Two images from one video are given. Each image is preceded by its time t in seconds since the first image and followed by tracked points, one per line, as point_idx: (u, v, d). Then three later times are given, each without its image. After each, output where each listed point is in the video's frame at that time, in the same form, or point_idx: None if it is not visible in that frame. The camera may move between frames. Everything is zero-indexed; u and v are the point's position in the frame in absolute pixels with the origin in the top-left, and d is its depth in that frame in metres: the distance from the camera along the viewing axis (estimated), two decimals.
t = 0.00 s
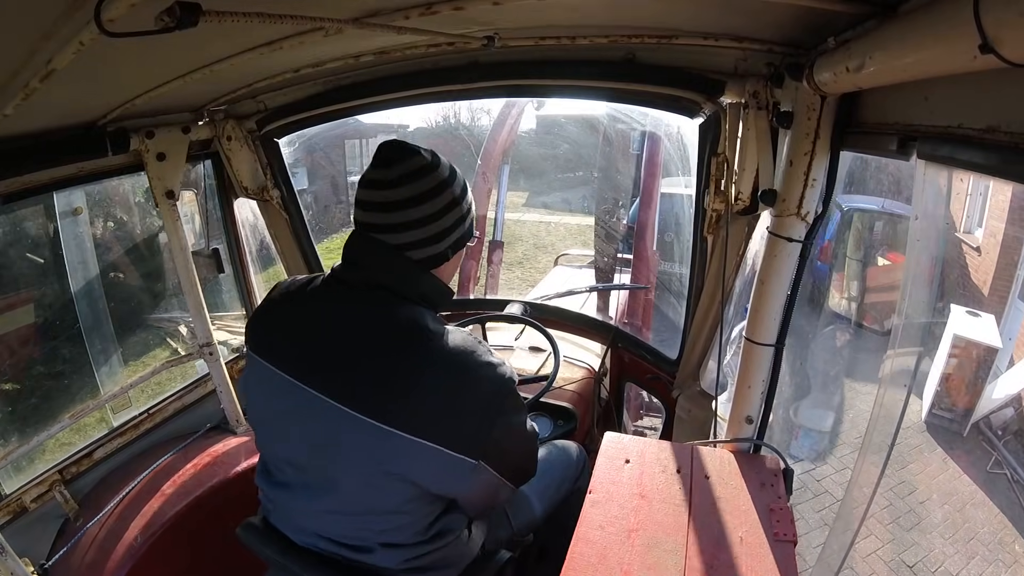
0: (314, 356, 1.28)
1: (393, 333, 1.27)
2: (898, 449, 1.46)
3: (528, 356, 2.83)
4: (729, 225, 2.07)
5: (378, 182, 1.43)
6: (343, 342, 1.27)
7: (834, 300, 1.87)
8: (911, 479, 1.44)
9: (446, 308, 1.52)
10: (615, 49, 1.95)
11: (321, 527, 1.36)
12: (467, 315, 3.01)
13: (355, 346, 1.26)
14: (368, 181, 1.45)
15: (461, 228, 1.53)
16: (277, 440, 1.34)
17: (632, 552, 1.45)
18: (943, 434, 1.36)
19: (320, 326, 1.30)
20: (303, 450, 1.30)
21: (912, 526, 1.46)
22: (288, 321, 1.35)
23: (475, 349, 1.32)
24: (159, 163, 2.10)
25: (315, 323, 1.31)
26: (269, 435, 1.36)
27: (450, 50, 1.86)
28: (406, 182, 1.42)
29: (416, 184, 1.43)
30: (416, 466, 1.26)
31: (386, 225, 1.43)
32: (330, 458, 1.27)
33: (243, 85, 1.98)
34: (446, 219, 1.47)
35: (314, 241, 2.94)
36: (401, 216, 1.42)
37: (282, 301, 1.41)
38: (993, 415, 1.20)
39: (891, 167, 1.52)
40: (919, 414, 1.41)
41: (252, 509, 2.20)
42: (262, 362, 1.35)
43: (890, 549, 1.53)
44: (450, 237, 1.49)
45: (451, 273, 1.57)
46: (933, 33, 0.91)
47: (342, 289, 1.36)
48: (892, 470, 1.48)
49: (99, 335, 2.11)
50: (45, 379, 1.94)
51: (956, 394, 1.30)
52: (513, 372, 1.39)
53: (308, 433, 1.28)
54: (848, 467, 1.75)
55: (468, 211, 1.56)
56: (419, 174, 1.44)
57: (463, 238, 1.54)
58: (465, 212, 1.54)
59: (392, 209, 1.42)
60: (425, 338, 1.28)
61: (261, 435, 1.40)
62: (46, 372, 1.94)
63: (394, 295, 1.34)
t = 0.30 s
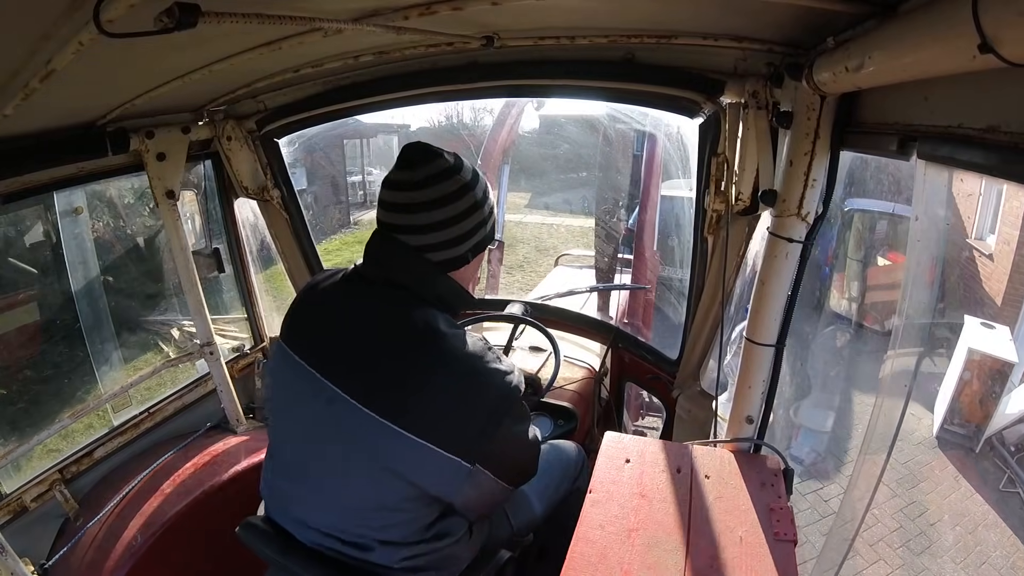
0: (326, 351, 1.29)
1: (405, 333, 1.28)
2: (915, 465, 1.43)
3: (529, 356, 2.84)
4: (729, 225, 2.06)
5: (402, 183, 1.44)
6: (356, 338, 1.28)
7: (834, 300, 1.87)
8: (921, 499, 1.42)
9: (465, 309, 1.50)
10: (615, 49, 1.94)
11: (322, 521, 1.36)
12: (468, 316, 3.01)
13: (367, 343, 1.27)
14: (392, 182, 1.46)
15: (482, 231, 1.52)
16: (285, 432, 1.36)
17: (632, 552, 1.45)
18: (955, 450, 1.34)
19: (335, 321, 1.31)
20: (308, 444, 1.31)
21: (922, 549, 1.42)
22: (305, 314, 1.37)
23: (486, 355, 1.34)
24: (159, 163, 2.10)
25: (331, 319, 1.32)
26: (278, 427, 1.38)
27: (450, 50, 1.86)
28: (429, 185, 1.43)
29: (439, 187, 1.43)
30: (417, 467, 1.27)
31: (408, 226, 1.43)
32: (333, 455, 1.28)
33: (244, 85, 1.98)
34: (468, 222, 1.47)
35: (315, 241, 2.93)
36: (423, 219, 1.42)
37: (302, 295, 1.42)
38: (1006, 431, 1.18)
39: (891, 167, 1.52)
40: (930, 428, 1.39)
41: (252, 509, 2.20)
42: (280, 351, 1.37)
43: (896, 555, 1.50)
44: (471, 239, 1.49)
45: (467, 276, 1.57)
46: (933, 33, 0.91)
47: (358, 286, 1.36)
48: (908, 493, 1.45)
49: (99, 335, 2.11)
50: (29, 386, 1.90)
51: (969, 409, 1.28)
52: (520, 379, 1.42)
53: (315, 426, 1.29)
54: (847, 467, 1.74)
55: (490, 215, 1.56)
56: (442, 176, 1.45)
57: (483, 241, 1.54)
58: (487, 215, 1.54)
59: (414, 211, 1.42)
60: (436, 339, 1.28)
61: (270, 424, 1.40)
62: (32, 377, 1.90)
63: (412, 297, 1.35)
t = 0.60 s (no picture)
0: (328, 353, 1.30)
1: (405, 338, 1.27)
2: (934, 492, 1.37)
3: (529, 356, 2.85)
4: (729, 225, 2.06)
5: (407, 185, 1.45)
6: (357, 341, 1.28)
7: (834, 301, 1.87)
8: (941, 531, 1.34)
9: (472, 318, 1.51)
10: (615, 49, 1.95)
11: (321, 525, 1.37)
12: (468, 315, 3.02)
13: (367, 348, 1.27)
14: (397, 183, 1.47)
15: (489, 233, 1.52)
16: (287, 433, 1.37)
17: (632, 552, 1.45)
18: (976, 474, 1.26)
19: (337, 324, 1.32)
20: (308, 447, 1.32)
21: None
22: (311, 316, 1.37)
23: (490, 366, 1.33)
24: (159, 164, 2.10)
25: (338, 322, 1.32)
26: (282, 427, 1.39)
27: (450, 50, 1.86)
28: (433, 186, 1.43)
29: (443, 188, 1.44)
30: (410, 476, 1.26)
31: (412, 228, 1.44)
32: (330, 459, 1.29)
33: (243, 85, 1.98)
34: (473, 224, 1.47)
35: (314, 240, 2.93)
36: (426, 221, 1.43)
37: (310, 296, 1.42)
38: None
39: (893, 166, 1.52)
40: (951, 451, 1.33)
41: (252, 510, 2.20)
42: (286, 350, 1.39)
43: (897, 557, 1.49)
44: (477, 242, 1.49)
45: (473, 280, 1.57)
46: (932, 33, 0.91)
47: (360, 288, 1.36)
48: (925, 522, 1.39)
49: (99, 335, 2.11)
50: (18, 393, 1.86)
51: (991, 431, 1.20)
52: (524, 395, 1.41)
53: (313, 430, 1.30)
54: (847, 467, 1.74)
55: (497, 215, 1.56)
56: (447, 177, 1.45)
57: (490, 243, 1.54)
58: (493, 215, 1.53)
59: (418, 213, 1.43)
60: (436, 346, 1.28)
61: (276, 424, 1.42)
62: (21, 384, 1.87)
63: (412, 298, 1.35)
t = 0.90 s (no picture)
0: (338, 363, 1.28)
1: (420, 351, 1.27)
2: (968, 536, 1.31)
3: (529, 355, 2.86)
4: (729, 225, 2.06)
5: (419, 194, 1.41)
6: (370, 352, 1.27)
7: (834, 300, 1.86)
8: None
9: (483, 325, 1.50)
10: (615, 49, 1.94)
11: (327, 534, 1.36)
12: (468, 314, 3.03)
13: (381, 359, 1.26)
14: (410, 191, 1.43)
15: (504, 244, 1.48)
16: (291, 440, 1.35)
17: (632, 552, 1.45)
18: (1011, 516, 1.19)
19: (346, 333, 1.31)
20: (316, 456, 1.30)
21: None
22: (313, 324, 1.36)
23: (503, 379, 1.34)
24: (159, 163, 2.10)
25: (342, 331, 1.31)
26: (285, 434, 1.37)
27: (449, 50, 1.86)
28: (444, 198, 1.39)
29: (453, 201, 1.40)
30: (427, 485, 1.27)
31: (422, 241, 1.40)
32: (341, 468, 1.28)
33: (244, 85, 1.98)
34: (485, 237, 1.43)
35: (313, 237, 2.93)
36: (436, 234, 1.40)
37: (310, 301, 1.41)
38: None
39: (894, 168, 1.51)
40: (984, 488, 1.25)
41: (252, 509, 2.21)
42: (287, 356, 1.36)
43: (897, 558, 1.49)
44: (489, 255, 1.45)
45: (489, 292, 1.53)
46: (932, 33, 0.91)
47: (371, 298, 1.35)
48: (956, 570, 1.34)
49: (100, 335, 2.12)
50: (13, 396, 1.85)
51: None
52: (537, 404, 1.41)
53: (321, 440, 1.28)
54: (847, 467, 1.74)
55: (513, 225, 1.51)
56: (460, 187, 1.41)
57: (505, 254, 1.50)
58: (509, 226, 1.49)
59: (427, 225, 1.40)
60: (452, 359, 1.28)
61: (277, 432, 1.41)
62: (12, 389, 1.85)
63: (421, 310, 1.35)
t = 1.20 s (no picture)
0: (353, 359, 1.28)
1: (436, 350, 1.28)
2: None
3: (530, 355, 2.88)
4: (729, 225, 2.05)
5: (440, 196, 1.42)
6: (383, 350, 1.27)
7: (834, 300, 1.86)
8: None
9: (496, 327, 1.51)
10: (615, 49, 1.94)
11: (332, 528, 1.36)
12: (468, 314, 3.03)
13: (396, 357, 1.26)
14: (431, 193, 1.44)
15: (521, 249, 1.48)
16: (301, 433, 1.35)
17: (632, 552, 1.45)
18: None
19: (358, 330, 1.31)
20: (326, 451, 1.30)
21: None
22: (324, 318, 1.36)
23: (513, 379, 1.35)
24: (159, 163, 2.10)
25: (354, 327, 1.31)
26: (293, 426, 1.36)
27: (449, 50, 1.86)
28: (464, 200, 1.40)
29: (473, 204, 1.40)
30: (438, 482, 1.27)
31: (442, 242, 1.41)
32: (352, 463, 1.28)
33: (244, 85, 1.98)
34: (504, 240, 1.43)
35: (313, 240, 2.95)
36: (455, 236, 1.40)
37: (323, 296, 1.41)
38: None
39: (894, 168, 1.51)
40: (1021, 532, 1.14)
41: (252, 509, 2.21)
42: (299, 350, 1.35)
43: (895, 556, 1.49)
44: (506, 260, 1.45)
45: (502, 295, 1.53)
46: (931, 33, 0.91)
47: (386, 296, 1.35)
48: None
49: (100, 334, 2.12)
50: (12, 396, 1.84)
51: None
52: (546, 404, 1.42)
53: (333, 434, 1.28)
54: (847, 467, 1.74)
55: (531, 230, 1.51)
56: (480, 191, 1.41)
57: (523, 259, 1.50)
58: (528, 231, 1.49)
59: (447, 227, 1.40)
60: (468, 359, 1.29)
61: (284, 425, 1.40)
62: (11, 387, 1.84)
63: (436, 308, 1.35)
